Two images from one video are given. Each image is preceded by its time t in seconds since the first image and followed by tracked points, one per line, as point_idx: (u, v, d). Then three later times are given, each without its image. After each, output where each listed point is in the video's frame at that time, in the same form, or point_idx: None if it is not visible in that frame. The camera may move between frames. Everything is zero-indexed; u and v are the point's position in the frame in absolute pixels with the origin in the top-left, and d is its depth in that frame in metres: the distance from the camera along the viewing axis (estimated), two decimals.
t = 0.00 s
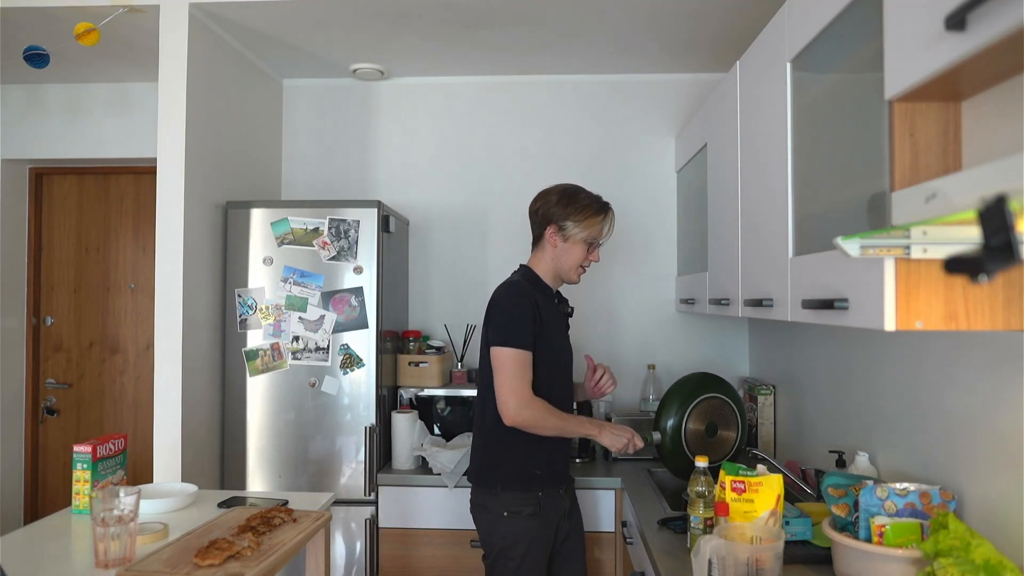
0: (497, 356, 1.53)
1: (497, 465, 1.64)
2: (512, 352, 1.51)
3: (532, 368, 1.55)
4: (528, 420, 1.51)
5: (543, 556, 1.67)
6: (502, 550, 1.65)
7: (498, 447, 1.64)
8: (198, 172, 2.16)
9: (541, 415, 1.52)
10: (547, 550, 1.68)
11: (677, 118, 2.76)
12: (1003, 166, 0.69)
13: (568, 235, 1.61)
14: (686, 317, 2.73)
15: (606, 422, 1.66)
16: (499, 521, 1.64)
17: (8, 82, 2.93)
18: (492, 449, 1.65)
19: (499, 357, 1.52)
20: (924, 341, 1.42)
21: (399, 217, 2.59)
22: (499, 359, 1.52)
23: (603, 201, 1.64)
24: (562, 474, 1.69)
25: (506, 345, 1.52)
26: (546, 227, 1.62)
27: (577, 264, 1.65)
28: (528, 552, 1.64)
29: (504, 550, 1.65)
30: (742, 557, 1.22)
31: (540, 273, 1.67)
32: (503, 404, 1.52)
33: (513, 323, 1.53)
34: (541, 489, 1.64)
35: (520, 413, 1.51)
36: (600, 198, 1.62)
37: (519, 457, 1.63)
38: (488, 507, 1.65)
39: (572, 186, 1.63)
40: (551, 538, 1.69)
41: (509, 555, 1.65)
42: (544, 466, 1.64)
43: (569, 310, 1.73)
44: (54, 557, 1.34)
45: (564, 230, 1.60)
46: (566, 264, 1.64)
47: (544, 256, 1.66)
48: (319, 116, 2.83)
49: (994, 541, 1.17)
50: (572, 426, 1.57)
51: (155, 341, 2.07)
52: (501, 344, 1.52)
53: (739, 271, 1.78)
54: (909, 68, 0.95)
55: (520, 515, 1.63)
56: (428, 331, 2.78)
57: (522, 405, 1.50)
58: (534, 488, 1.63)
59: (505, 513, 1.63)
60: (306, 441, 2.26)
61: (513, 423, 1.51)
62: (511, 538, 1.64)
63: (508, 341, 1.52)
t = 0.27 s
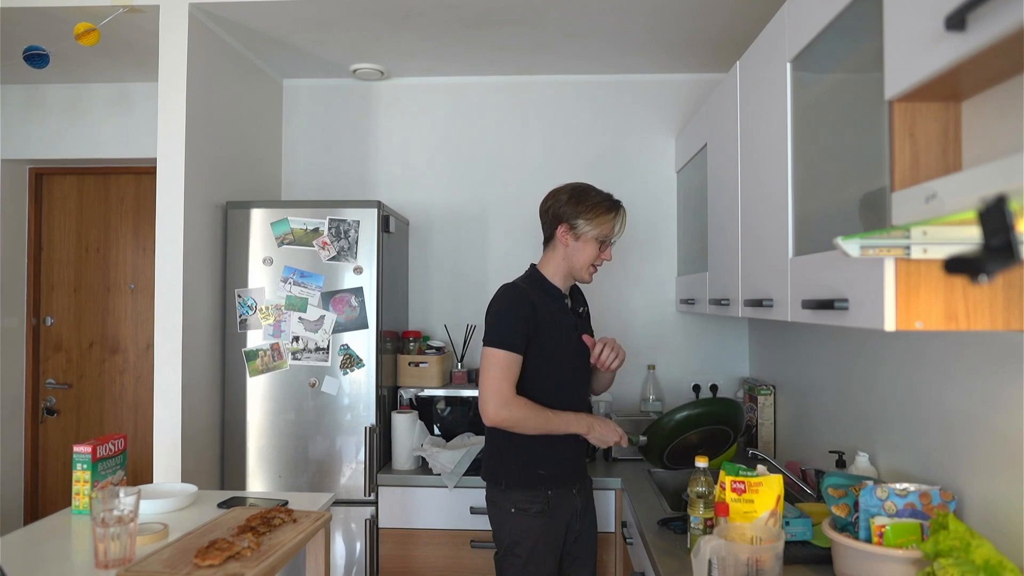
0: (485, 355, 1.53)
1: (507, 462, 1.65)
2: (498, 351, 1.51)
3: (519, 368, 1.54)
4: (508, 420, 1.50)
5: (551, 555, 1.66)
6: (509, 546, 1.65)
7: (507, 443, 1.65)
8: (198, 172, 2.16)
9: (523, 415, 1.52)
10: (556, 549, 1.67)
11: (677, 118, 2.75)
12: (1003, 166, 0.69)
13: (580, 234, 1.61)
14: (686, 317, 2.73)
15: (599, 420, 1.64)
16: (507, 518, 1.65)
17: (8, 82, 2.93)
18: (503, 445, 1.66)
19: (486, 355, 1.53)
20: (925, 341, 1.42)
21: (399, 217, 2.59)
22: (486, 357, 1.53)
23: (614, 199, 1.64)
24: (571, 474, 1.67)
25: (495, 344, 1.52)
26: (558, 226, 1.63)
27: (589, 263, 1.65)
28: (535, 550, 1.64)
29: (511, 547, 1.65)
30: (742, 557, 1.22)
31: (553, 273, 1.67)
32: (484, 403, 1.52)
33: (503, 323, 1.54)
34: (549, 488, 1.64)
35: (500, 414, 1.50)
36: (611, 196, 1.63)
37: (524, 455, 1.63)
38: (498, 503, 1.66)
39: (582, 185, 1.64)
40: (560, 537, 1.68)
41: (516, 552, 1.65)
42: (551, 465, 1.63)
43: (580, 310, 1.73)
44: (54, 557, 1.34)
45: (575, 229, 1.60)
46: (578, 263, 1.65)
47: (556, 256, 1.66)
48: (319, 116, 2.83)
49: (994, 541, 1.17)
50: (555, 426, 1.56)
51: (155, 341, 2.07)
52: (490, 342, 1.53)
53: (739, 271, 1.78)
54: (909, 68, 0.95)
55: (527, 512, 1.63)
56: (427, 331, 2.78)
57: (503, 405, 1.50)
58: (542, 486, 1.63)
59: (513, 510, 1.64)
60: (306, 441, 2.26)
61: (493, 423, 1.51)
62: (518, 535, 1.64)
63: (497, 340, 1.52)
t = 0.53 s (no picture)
0: (493, 361, 1.54)
1: (510, 463, 1.65)
2: (506, 358, 1.52)
3: (526, 375, 1.54)
4: (514, 427, 1.50)
5: (551, 556, 1.66)
6: (510, 545, 1.66)
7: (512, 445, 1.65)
8: (198, 172, 2.16)
9: (530, 423, 1.51)
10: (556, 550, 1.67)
11: (677, 118, 2.75)
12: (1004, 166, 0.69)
13: (589, 235, 1.60)
14: (686, 317, 2.73)
15: (603, 431, 1.64)
16: (508, 516, 1.65)
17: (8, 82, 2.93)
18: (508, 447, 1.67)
19: (493, 361, 1.53)
20: (925, 340, 1.42)
21: (399, 217, 2.59)
22: (494, 364, 1.53)
23: (620, 198, 1.64)
24: (575, 476, 1.67)
25: (504, 351, 1.53)
26: (566, 228, 1.62)
27: (598, 264, 1.65)
28: (535, 550, 1.64)
29: (511, 546, 1.65)
30: (742, 557, 1.22)
31: (562, 276, 1.66)
32: (491, 410, 1.52)
33: (511, 328, 1.54)
34: (550, 489, 1.64)
35: (507, 420, 1.50)
36: (617, 195, 1.63)
37: (530, 459, 1.63)
38: (499, 502, 1.67)
39: (588, 185, 1.64)
40: (561, 537, 1.67)
41: (516, 551, 1.65)
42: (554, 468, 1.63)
43: (589, 311, 1.73)
44: (54, 557, 1.34)
45: (585, 230, 1.60)
46: (587, 264, 1.64)
47: (565, 259, 1.65)
48: (319, 116, 2.83)
49: (994, 541, 1.17)
50: (561, 434, 1.56)
51: (155, 341, 2.07)
52: (498, 348, 1.54)
53: (739, 271, 1.78)
54: (909, 68, 0.95)
55: (528, 511, 1.63)
56: (427, 331, 2.78)
57: (509, 412, 1.50)
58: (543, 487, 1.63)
59: (514, 508, 1.64)
60: (306, 441, 2.26)
61: (499, 429, 1.51)
62: (518, 534, 1.64)
63: (504, 346, 1.53)
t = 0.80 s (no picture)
0: (503, 363, 1.54)
1: (509, 459, 1.67)
2: (517, 360, 1.53)
3: (535, 378, 1.55)
4: (524, 430, 1.51)
5: (542, 555, 1.65)
6: (502, 539, 1.67)
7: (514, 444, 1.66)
8: (198, 172, 2.16)
9: (539, 426, 1.52)
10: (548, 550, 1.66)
11: (677, 118, 2.76)
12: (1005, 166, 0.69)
13: (604, 237, 1.59)
14: (686, 317, 2.73)
15: (611, 438, 1.65)
16: (502, 509, 1.66)
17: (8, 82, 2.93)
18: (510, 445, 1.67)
19: (503, 363, 1.54)
20: (925, 340, 1.42)
21: (399, 217, 2.59)
22: (504, 365, 1.54)
23: (637, 201, 1.62)
24: (572, 478, 1.67)
25: (513, 352, 1.53)
26: (581, 232, 1.62)
27: (616, 267, 1.62)
28: (525, 546, 1.64)
29: (503, 540, 1.66)
30: (742, 557, 1.22)
31: (579, 280, 1.65)
32: (501, 411, 1.53)
33: (521, 332, 1.54)
34: (545, 487, 1.64)
35: (517, 422, 1.52)
36: (633, 197, 1.61)
37: (531, 460, 1.64)
38: (495, 496, 1.69)
39: (604, 189, 1.63)
40: (553, 538, 1.66)
41: (508, 545, 1.65)
42: (550, 468, 1.63)
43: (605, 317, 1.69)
44: (54, 557, 1.34)
45: (599, 233, 1.58)
46: (604, 268, 1.62)
47: (581, 263, 1.64)
48: (319, 116, 2.83)
49: (994, 541, 1.17)
50: (571, 438, 1.57)
51: (155, 340, 2.07)
52: (507, 351, 1.54)
53: (739, 271, 1.78)
54: (909, 68, 0.95)
55: (520, 506, 1.64)
56: (427, 331, 2.78)
57: (520, 414, 1.51)
58: (538, 484, 1.63)
59: (507, 502, 1.65)
60: (306, 441, 2.26)
61: (509, 431, 1.52)
62: (510, 528, 1.65)
63: (514, 349, 1.53)
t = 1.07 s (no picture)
0: (514, 352, 1.55)
1: (505, 450, 1.69)
2: (527, 349, 1.53)
3: (545, 369, 1.56)
4: (530, 419, 1.51)
5: (529, 551, 1.64)
6: (490, 529, 1.68)
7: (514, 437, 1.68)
8: (198, 172, 2.16)
9: (545, 416, 1.52)
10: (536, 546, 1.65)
11: (677, 118, 2.75)
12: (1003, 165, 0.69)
13: (633, 248, 1.56)
14: (686, 317, 2.73)
15: (616, 434, 1.63)
16: (492, 500, 1.68)
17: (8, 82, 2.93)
18: (512, 438, 1.69)
19: (514, 353, 1.55)
20: (925, 340, 1.42)
21: (399, 217, 2.59)
22: (515, 354, 1.54)
23: (670, 214, 1.59)
24: (562, 475, 1.65)
25: (524, 341, 1.54)
26: (611, 239, 1.59)
27: (643, 279, 1.59)
28: (511, 539, 1.64)
29: (490, 530, 1.68)
30: (742, 557, 1.22)
31: (603, 287, 1.63)
32: (509, 400, 1.53)
33: (531, 323, 1.55)
34: (531, 481, 1.64)
35: (524, 411, 1.52)
36: (666, 209, 1.58)
37: (529, 452, 1.64)
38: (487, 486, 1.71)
39: (638, 198, 1.59)
40: (541, 534, 1.66)
41: (496, 536, 1.66)
42: (537, 462, 1.64)
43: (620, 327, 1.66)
44: (54, 557, 1.34)
45: (629, 243, 1.55)
46: (630, 278, 1.59)
47: (607, 270, 1.62)
48: (319, 116, 2.83)
49: (994, 541, 1.17)
50: (576, 431, 1.56)
51: (156, 340, 2.07)
52: (517, 340, 1.55)
53: (739, 271, 1.78)
54: (909, 68, 0.95)
55: (507, 497, 1.65)
56: (428, 331, 2.78)
57: (527, 402, 1.51)
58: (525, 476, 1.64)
59: (496, 492, 1.67)
60: (306, 441, 2.26)
61: (516, 420, 1.52)
62: (498, 519, 1.66)
63: (524, 338, 1.54)
